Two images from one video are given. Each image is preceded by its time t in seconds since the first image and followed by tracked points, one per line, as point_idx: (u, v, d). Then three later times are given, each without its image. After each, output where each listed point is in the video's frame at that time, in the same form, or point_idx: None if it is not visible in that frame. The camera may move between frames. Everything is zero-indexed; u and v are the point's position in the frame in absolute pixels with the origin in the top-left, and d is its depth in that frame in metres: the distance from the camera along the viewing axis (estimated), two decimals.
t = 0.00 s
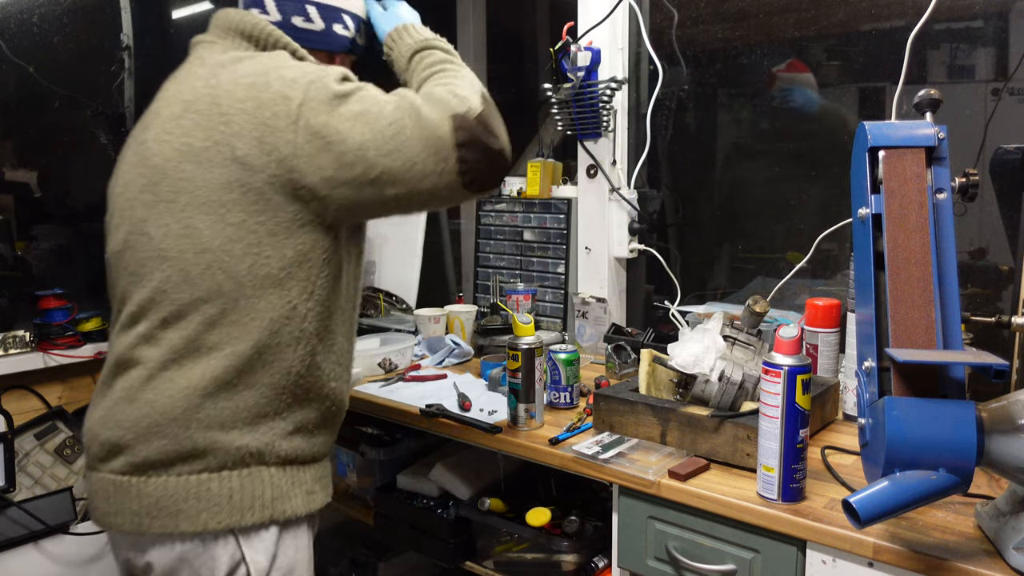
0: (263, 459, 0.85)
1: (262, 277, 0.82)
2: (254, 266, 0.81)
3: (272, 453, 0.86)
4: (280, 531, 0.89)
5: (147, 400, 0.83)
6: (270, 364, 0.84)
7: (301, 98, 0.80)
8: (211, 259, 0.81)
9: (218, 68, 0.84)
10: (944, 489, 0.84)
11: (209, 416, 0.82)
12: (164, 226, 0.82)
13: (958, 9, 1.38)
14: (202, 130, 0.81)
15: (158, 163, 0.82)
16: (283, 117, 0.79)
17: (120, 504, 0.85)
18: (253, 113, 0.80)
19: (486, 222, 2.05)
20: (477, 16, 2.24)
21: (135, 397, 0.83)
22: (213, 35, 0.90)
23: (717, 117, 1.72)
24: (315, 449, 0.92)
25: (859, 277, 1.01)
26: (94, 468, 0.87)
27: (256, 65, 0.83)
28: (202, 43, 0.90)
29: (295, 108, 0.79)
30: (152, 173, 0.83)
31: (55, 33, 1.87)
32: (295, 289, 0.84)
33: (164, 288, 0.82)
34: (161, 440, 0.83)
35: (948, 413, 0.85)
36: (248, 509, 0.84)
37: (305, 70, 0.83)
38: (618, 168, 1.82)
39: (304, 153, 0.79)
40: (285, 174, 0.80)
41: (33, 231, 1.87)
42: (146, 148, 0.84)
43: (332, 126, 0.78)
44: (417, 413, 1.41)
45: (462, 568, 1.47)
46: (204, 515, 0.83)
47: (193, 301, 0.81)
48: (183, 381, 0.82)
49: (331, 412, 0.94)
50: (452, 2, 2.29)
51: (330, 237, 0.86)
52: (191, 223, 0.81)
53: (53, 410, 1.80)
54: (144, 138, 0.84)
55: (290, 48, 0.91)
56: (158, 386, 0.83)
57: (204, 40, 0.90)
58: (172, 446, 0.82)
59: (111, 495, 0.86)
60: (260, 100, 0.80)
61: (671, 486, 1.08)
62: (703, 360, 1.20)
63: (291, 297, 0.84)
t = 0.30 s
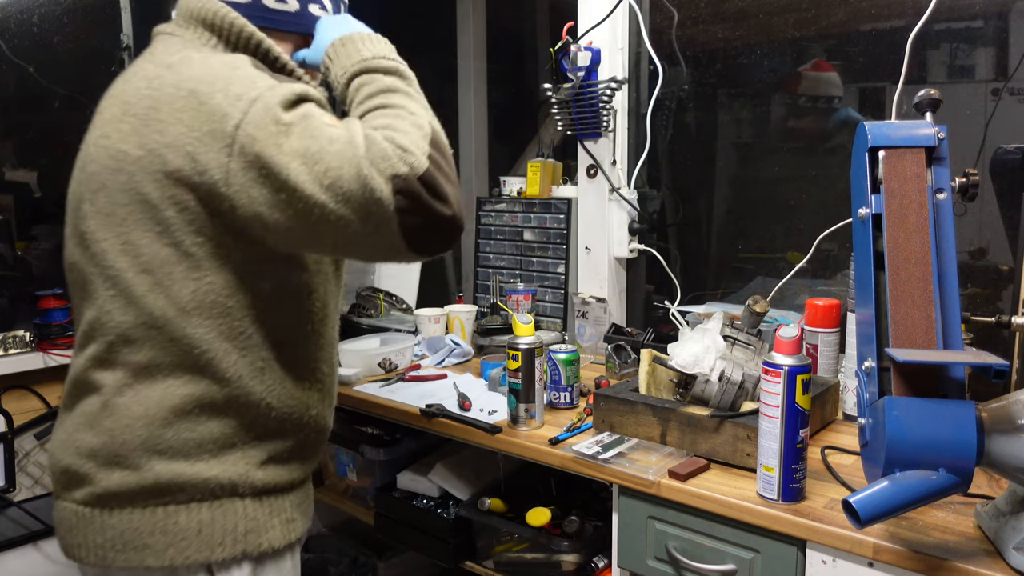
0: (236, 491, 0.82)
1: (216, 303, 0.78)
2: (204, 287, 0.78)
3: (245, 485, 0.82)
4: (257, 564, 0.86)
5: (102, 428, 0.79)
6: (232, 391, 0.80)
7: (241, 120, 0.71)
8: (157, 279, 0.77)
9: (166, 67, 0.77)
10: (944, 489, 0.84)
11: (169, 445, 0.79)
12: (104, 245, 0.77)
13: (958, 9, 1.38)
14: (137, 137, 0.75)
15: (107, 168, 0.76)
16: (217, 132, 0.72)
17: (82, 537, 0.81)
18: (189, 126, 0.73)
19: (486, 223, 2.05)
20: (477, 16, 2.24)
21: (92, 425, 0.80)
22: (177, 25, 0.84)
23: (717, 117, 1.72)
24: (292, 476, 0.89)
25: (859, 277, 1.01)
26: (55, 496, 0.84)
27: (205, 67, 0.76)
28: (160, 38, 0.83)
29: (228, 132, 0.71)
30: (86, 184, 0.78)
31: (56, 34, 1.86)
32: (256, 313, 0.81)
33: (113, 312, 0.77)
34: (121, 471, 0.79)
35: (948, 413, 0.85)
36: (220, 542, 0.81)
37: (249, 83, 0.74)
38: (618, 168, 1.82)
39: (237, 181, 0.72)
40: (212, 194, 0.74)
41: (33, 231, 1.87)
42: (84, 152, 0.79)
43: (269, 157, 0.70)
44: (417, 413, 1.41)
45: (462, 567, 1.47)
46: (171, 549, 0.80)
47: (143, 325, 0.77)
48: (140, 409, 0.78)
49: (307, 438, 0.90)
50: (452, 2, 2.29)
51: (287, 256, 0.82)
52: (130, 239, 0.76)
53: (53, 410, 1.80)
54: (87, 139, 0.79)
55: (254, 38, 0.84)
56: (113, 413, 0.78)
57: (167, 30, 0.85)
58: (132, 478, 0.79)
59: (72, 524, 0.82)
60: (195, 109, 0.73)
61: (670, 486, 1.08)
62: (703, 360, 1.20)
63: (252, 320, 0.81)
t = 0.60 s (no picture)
0: (212, 516, 0.82)
1: (182, 323, 0.78)
2: (171, 305, 0.77)
3: (221, 509, 0.82)
4: None
5: (72, 450, 0.80)
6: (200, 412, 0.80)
7: (210, 140, 0.70)
8: (121, 295, 0.77)
9: (133, 69, 0.77)
10: (944, 489, 0.84)
11: (137, 468, 0.79)
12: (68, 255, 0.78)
13: (958, 9, 1.38)
14: (99, 145, 0.75)
15: (89, 171, 0.76)
16: (182, 148, 0.71)
17: (56, 559, 0.82)
18: (154, 136, 0.72)
19: (486, 223, 2.05)
20: (477, 16, 2.23)
21: (63, 445, 0.81)
22: (157, 18, 0.85)
23: (717, 117, 1.72)
24: (274, 498, 0.88)
25: (859, 277, 1.01)
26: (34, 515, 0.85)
27: (173, 71, 0.75)
28: (137, 33, 0.84)
29: (195, 151, 0.70)
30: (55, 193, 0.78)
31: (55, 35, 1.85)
32: (226, 333, 0.80)
33: (77, 331, 0.78)
34: (92, 494, 0.79)
35: (948, 414, 0.85)
36: (195, 569, 0.82)
37: (217, 96, 0.72)
38: (618, 168, 1.82)
39: (206, 204, 0.71)
40: (174, 212, 0.73)
41: (33, 231, 1.87)
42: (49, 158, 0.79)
43: (239, 183, 0.69)
44: (417, 413, 1.41)
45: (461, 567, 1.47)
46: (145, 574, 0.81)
47: (110, 344, 0.78)
48: (108, 431, 0.78)
49: (289, 461, 0.89)
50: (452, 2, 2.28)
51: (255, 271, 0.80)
52: (93, 251, 0.77)
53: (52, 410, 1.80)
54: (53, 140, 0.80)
55: (232, 35, 0.84)
56: (82, 435, 0.79)
57: (146, 24, 0.85)
58: (102, 502, 0.79)
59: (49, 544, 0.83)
60: (159, 121, 0.72)
61: (670, 486, 1.08)
62: (703, 360, 1.20)
63: (223, 339, 0.80)
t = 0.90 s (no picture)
0: (220, 522, 0.82)
1: (192, 329, 0.78)
2: (181, 312, 0.78)
3: (229, 515, 0.82)
4: None
5: (80, 455, 0.79)
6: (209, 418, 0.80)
7: (233, 159, 0.71)
8: (130, 301, 0.77)
9: (150, 74, 0.76)
10: (944, 489, 0.84)
11: (145, 474, 0.79)
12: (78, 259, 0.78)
13: (958, 9, 1.38)
14: (111, 149, 0.75)
15: (99, 175, 0.76)
16: (202, 164, 0.72)
17: (62, 564, 0.82)
18: (171, 146, 0.73)
19: (486, 223, 2.05)
20: (477, 15, 2.23)
21: (70, 451, 0.81)
22: (169, 20, 0.85)
23: (717, 117, 1.72)
24: (281, 504, 0.88)
25: (859, 277, 1.01)
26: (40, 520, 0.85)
27: (191, 79, 0.75)
28: (149, 34, 0.83)
29: (216, 168, 0.71)
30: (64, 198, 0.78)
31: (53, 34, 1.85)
32: (236, 340, 0.81)
33: (86, 335, 0.78)
34: (101, 500, 0.79)
35: (948, 414, 0.85)
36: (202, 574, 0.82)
37: (238, 113, 0.73)
38: (618, 167, 1.82)
39: (224, 222, 0.72)
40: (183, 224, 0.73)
41: (33, 231, 1.87)
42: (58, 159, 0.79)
43: (261, 209, 0.71)
44: (417, 413, 1.41)
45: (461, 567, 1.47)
46: None
47: (119, 350, 0.78)
48: (116, 436, 0.78)
49: (295, 466, 0.89)
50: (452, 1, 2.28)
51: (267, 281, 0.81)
52: (103, 256, 0.77)
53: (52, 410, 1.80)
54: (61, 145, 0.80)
55: (247, 42, 0.85)
56: (89, 440, 0.79)
57: (158, 25, 0.85)
58: (110, 508, 0.79)
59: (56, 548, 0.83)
60: (177, 132, 0.73)
61: (670, 486, 1.08)
62: (703, 360, 1.20)
63: (233, 345, 0.81)
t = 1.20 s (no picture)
0: (255, 508, 0.82)
1: (225, 318, 0.78)
2: (213, 303, 0.78)
3: (263, 502, 0.82)
4: None
5: (119, 445, 0.80)
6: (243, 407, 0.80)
7: (261, 164, 0.72)
8: (163, 294, 0.77)
9: (175, 77, 0.76)
10: (943, 489, 0.84)
11: (183, 462, 0.79)
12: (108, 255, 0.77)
13: (957, 9, 1.38)
14: (139, 149, 0.75)
15: (129, 173, 0.75)
16: (230, 166, 0.72)
17: (103, 552, 0.82)
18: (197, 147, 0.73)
19: (486, 223, 2.05)
20: (477, 15, 2.23)
21: (108, 441, 0.81)
22: (189, 27, 0.84)
23: (717, 117, 1.72)
24: (313, 490, 0.89)
25: (859, 277, 1.01)
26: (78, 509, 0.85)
27: (217, 84, 0.75)
28: (170, 41, 0.83)
29: (244, 170, 0.72)
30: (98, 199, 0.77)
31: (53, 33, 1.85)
32: (267, 330, 0.81)
33: (120, 328, 0.78)
34: (141, 488, 0.80)
35: (948, 414, 0.85)
36: (240, 559, 0.82)
37: (269, 120, 0.74)
38: (618, 167, 1.82)
39: (248, 222, 0.72)
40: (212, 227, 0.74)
41: (33, 231, 1.87)
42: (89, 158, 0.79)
43: (286, 212, 0.72)
44: (417, 413, 1.41)
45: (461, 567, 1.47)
46: (191, 565, 0.81)
47: (154, 342, 0.78)
48: (153, 426, 0.79)
49: (326, 452, 0.90)
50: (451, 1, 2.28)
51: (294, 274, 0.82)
52: (135, 252, 0.77)
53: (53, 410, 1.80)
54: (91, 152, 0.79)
55: (263, 45, 0.84)
56: (127, 431, 0.79)
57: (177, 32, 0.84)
58: (151, 495, 0.80)
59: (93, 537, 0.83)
60: (204, 134, 0.73)
61: (670, 486, 1.08)
62: (703, 360, 1.20)
63: (264, 334, 0.81)
